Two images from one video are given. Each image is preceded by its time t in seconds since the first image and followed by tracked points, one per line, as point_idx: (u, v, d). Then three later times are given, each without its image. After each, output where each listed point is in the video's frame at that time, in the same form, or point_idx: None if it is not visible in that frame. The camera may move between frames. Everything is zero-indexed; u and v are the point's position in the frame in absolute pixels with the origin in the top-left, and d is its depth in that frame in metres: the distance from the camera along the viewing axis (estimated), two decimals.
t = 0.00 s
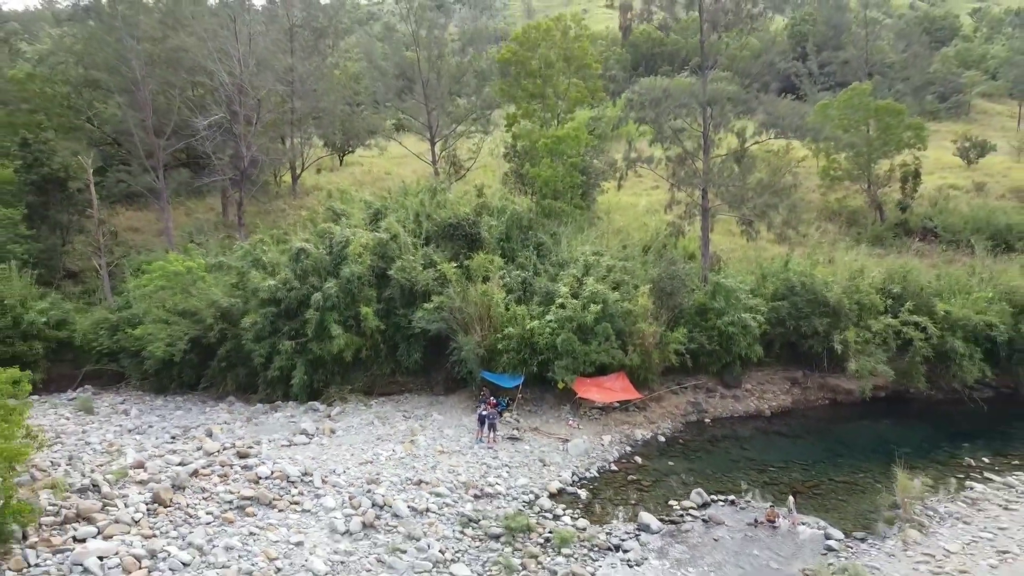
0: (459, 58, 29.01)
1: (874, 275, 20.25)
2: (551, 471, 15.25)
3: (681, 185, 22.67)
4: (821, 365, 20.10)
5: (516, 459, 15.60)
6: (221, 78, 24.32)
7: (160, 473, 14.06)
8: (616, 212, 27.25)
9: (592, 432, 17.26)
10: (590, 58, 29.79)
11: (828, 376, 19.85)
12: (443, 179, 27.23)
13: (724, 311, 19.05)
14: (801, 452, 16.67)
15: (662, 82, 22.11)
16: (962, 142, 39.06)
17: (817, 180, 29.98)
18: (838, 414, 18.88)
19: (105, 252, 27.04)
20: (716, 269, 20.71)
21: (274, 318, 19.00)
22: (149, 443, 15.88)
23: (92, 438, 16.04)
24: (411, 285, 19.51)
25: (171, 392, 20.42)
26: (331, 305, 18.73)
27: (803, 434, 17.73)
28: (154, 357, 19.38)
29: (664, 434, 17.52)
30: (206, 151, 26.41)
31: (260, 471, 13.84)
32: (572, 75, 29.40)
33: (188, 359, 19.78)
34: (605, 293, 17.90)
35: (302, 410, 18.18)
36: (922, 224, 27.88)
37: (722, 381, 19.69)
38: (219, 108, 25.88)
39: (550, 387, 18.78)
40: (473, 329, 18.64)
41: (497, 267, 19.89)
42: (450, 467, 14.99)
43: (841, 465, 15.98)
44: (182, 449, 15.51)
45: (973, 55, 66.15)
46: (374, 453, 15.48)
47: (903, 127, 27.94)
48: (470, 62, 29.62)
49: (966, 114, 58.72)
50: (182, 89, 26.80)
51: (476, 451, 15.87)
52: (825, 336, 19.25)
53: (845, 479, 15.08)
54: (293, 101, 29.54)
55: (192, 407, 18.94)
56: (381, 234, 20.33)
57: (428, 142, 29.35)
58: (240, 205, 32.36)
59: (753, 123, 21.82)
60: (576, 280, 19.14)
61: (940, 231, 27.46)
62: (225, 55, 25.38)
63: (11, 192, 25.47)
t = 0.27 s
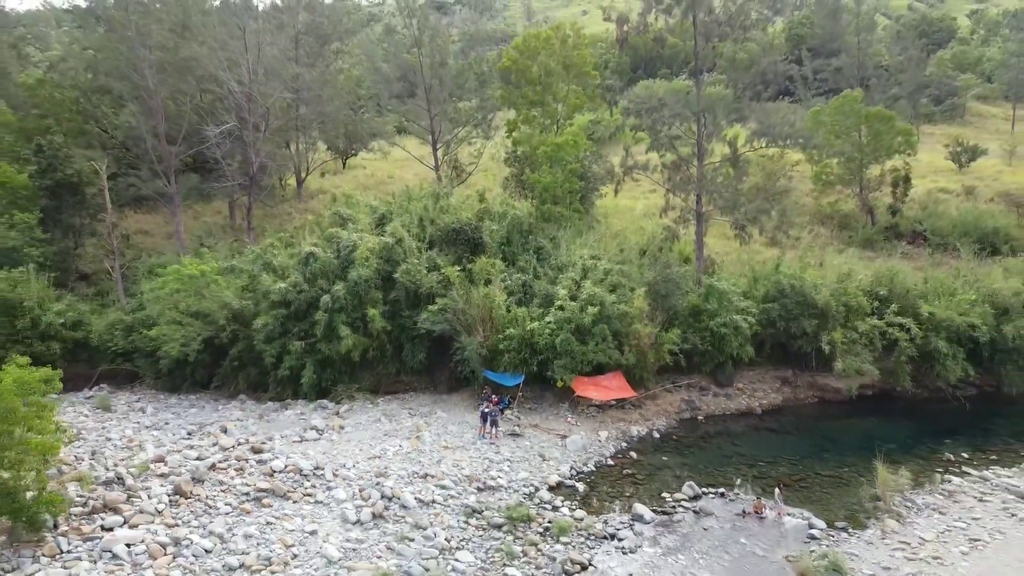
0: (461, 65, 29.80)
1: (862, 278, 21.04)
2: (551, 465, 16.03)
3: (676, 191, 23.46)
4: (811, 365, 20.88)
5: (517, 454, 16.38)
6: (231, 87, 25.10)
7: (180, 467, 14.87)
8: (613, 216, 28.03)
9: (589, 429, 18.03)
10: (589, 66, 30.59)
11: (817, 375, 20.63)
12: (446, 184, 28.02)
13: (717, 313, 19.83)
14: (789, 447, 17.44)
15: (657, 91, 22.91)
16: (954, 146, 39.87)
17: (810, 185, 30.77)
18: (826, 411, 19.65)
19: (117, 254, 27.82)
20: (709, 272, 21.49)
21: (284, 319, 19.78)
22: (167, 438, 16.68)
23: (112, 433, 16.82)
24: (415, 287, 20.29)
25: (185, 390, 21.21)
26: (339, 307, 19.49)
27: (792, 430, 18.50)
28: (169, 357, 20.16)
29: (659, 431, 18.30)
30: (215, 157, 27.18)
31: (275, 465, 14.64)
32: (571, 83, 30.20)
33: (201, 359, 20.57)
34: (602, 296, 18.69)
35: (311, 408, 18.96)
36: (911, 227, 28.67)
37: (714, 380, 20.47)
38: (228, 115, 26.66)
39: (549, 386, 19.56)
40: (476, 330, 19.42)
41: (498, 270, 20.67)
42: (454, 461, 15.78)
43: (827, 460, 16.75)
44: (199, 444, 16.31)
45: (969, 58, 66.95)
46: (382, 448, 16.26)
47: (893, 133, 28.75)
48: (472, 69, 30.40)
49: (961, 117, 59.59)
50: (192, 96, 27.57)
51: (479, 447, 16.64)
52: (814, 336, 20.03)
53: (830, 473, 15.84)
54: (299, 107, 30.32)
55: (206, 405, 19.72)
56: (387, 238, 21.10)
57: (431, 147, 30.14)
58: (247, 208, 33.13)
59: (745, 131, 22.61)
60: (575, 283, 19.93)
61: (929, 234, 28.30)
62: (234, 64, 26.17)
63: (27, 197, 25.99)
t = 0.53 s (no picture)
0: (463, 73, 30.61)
1: (850, 281, 21.82)
2: (550, 460, 16.81)
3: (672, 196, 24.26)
4: (801, 365, 21.67)
5: (518, 449, 17.17)
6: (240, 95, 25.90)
7: (198, 461, 15.68)
8: (612, 220, 28.84)
9: (587, 426, 18.81)
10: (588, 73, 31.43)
11: (807, 374, 21.41)
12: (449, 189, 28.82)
13: (710, 315, 20.62)
14: (778, 443, 18.21)
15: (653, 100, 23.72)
16: (947, 150, 40.63)
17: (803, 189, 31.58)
18: (815, 409, 20.43)
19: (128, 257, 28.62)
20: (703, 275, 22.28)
21: (294, 321, 20.56)
22: (184, 434, 17.49)
23: (131, 429, 17.63)
24: (420, 290, 21.07)
25: (197, 388, 22.01)
26: (347, 309, 20.26)
27: (782, 427, 19.28)
28: (182, 356, 20.96)
29: (653, 428, 19.08)
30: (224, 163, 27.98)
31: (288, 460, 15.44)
32: (570, 90, 31.02)
33: (213, 358, 21.37)
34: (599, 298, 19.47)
35: (320, 406, 19.75)
36: (901, 231, 29.45)
37: (708, 379, 21.26)
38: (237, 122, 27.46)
39: (548, 385, 20.34)
40: (478, 331, 20.20)
41: (500, 273, 21.46)
42: (458, 456, 16.57)
43: (814, 455, 17.52)
44: (215, 440, 17.11)
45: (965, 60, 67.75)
46: (389, 444, 17.06)
47: (884, 139, 29.56)
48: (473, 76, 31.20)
49: (956, 119, 60.46)
50: (202, 104, 28.38)
51: (482, 442, 17.43)
52: (803, 337, 20.82)
53: (816, 468, 16.60)
54: (305, 114, 31.12)
55: (219, 402, 20.52)
56: (393, 242, 21.89)
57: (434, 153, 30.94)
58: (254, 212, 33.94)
59: (738, 139, 23.41)
60: (573, 286, 20.72)
61: (918, 237, 29.09)
62: (243, 73, 26.98)
63: (40, 201, 27.16)
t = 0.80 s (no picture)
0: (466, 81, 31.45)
1: (839, 283, 22.63)
2: (550, 455, 17.61)
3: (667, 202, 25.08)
4: (792, 364, 22.46)
5: (519, 445, 17.97)
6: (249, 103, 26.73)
7: (214, 456, 16.50)
8: (609, 224, 29.65)
9: (585, 422, 19.61)
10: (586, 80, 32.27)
11: (797, 374, 22.20)
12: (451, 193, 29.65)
13: (703, 316, 21.42)
14: (768, 439, 19.00)
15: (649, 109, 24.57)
16: (939, 154, 41.40)
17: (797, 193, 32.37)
18: (805, 407, 21.22)
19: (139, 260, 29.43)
20: (698, 277, 23.08)
21: (303, 322, 21.37)
22: (200, 430, 18.30)
23: (149, 425, 18.43)
24: (424, 292, 21.86)
25: (209, 387, 22.80)
26: (354, 311, 21.04)
27: (772, 424, 20.07)
28: (196, 356, 21.76)
29: (648, 425, 19.87)
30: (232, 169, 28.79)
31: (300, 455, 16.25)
32: (570, 97, 31.84)
33: (225, 358, 22.18)
34: (597, 301, 20.28)
35: (329, 403, 20.55)
36: (892, 234, 30.23)
37: (702, 378, 22.06)
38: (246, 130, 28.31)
39: (548, 383, 21.13)
40: (480, 332, 20.99)
41: (501, 276, 22.26)
42: (462, 452, 17.37)
43: (802, 450, 18.31)
44: (229, 435, 17.92)
45: (961, 64, 68.36)
46: (396, 440, 17.86)
47: (875, 145, 30.37)
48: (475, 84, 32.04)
49: (951, 122, 60.82)
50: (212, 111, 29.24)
51: (484, 439, 18.23)
52: (793, 338, 21.61)
53: (803, 462, 17.40)
54: (311, 120, 31.95)
55: (230, 400, 21.32)
56: (398, 246, 22.67)
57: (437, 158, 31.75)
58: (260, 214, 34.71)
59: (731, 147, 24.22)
60: (572, 288, 21.52)
61: (908, 241, 29.87)
62: (252, 82, 27.83)
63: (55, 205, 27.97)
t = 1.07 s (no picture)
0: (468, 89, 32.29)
1: (829, 286, 23.44)
2: (549, 450, 18.41)
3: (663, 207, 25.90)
4: (783, 364, 23.26)
5: (520, 441, 18.78)
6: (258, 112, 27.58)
7: (230, 451, 17.32)
8: (607, 227, 30.46)
9: (583, 420, 20.41)
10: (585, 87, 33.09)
11: (788, 373, 23.00)
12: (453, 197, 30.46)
13: (697, 318, 22.22)
14: (759, 436, 19.80)
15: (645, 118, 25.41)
16: (932, 158, 42.18)
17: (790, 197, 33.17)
18: (795, 405, 22.01)
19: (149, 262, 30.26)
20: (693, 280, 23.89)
21: (311, 323, 22.17)
22: (214, 426, 19.11)
23: (165, 422, 19.25)
24: (428, 294, 22.65)
25: (220, 386, 23.63)
26: (361, 313, 21.81)
27: (762, 422, 20.87)
28: (208, 356, 22.59)
29: (644, 422, 20.67)
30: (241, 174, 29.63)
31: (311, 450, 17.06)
32: (569, 103, 32.66)
33: (236, 358, 22.99)
34: (595, 303, 21.08)
35: (337, 401, 21.36)
36: (883, 237, 31.02)
37: (696, 377, 22.86)
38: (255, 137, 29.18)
39: (548, 382, 21.93)
40: (482, 333, 21.79)
41: (503, 279, 23.05)
42: (466, 447, 18.18)
43: (791, 446, 19.11)
44: (243, 432, 18.73)
45: (957, 67, 68.99)
46: (402, 436, 18.67)
47: (866, 151, 31.19)
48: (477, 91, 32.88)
49: (946, 124, 61.35)
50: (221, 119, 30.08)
51: (486, 435, 19.04)
52: (784, 339, 22.41)
53: (792, 458, 18.20)
54: (317, 127, 32.78)
55: (242, 398, 22.13)
56: (402, 250, 23.44)
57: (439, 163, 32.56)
58: (266, 218, 35.52)
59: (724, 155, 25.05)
60: (571, 291, 22.32)
61: (899, 244, 30.66)
62: (261, 92, 28.69)
63: (68, 210, 28.82)
